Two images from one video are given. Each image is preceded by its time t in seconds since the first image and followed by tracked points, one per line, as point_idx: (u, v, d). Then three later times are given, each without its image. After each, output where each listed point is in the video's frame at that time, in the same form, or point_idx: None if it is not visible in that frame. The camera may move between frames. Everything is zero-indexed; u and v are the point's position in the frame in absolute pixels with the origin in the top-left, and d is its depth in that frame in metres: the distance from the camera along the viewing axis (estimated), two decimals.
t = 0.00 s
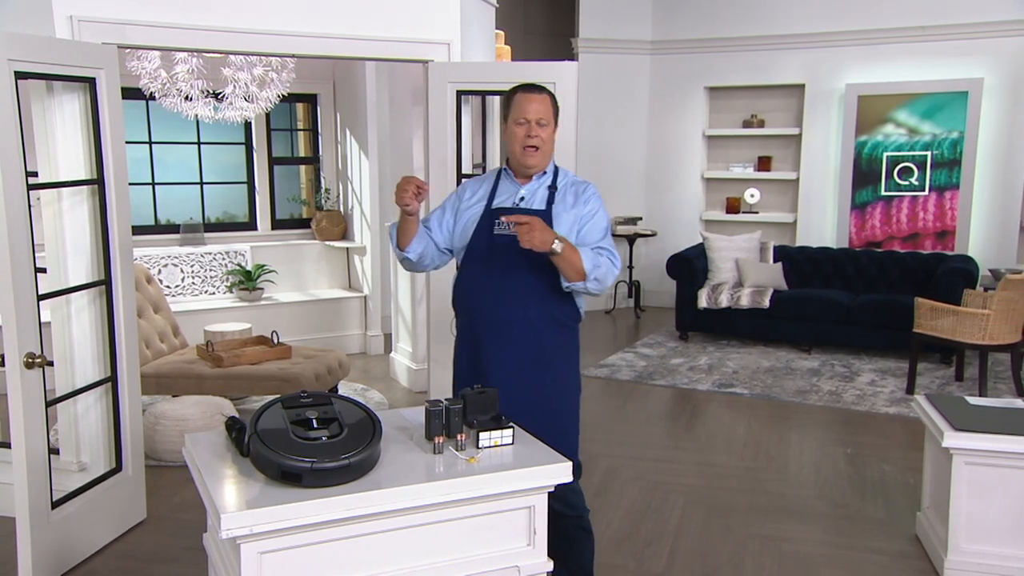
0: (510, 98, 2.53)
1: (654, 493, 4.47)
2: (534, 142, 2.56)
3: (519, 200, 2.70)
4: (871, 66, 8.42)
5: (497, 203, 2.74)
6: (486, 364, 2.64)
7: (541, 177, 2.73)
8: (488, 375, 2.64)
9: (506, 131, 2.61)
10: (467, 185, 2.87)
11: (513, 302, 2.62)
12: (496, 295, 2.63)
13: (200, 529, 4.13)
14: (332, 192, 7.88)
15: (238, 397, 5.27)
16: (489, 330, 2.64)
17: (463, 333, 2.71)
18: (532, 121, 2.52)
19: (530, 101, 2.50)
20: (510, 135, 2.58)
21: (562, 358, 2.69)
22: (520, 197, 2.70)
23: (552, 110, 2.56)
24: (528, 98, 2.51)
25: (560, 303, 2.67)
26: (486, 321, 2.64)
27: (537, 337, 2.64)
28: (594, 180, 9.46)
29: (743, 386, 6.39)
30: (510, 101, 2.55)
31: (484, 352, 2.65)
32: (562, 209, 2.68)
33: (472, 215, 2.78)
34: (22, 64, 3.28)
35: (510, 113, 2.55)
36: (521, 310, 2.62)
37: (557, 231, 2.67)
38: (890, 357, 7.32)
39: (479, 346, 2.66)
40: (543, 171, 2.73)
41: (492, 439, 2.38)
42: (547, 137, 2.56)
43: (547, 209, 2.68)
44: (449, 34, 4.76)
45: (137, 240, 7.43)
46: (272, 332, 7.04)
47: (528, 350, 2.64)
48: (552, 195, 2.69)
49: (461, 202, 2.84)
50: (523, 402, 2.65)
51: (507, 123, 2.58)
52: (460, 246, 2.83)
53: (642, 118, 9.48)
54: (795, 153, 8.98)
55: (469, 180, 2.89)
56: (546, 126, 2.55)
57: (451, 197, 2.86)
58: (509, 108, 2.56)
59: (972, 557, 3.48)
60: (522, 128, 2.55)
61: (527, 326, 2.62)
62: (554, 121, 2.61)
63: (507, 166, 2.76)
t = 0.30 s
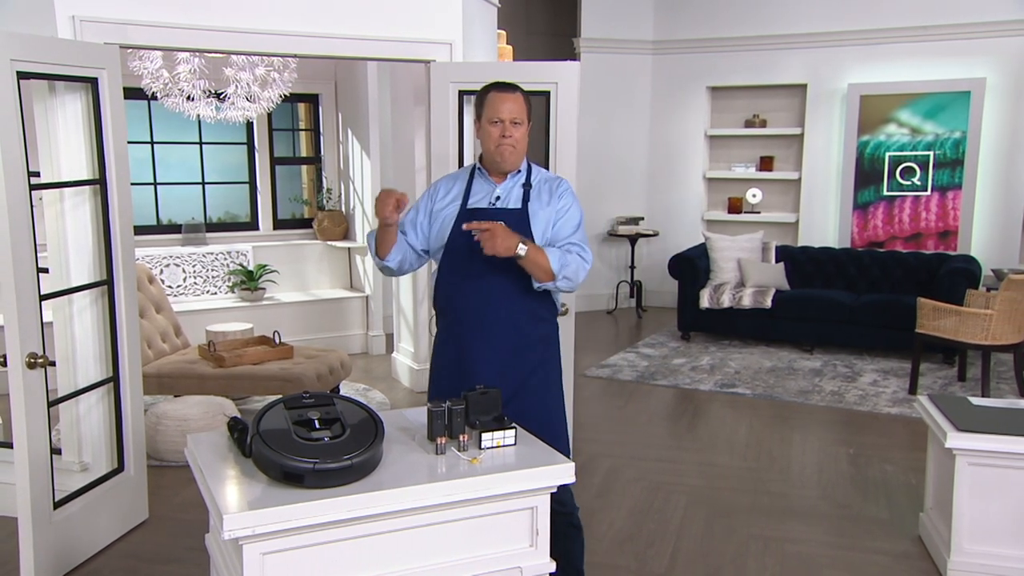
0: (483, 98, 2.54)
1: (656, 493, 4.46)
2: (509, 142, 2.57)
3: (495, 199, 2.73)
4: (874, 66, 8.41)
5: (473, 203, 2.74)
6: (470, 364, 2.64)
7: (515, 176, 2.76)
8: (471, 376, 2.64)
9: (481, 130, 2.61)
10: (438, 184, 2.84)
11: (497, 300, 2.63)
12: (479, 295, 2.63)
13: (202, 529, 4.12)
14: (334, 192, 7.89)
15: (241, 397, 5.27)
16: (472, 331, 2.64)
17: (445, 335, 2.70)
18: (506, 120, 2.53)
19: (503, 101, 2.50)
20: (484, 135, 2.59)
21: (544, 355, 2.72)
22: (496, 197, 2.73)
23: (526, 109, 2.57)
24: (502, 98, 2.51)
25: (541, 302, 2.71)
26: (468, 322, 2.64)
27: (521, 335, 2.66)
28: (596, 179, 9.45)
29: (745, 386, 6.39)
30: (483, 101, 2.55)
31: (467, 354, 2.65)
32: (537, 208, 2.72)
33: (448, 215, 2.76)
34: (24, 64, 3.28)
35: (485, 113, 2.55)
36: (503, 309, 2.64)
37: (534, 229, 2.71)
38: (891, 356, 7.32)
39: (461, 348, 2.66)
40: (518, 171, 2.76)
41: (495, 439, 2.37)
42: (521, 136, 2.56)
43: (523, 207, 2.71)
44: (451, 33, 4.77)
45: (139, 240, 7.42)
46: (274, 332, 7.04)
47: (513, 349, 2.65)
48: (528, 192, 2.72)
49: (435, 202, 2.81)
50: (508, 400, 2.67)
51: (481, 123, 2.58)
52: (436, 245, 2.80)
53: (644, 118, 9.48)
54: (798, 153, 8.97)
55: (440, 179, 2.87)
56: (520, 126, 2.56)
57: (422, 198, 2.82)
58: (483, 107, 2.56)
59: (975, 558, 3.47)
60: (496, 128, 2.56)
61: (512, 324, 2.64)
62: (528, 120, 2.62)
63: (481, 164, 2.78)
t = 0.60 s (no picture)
0: (475, 100, 2.52)
1: (659, 494, 4.45)
2: (503, 142, 2.56)
3: (491, 200, 2.72)
4: (876, 65, 8.39)
5: (469, 204, 2.73)
6: (468, 366, 2.64)
7: (511, 175, 2.74)
8: (469, 377, 2.64)
9: (474, 131, 2.60)
10: (432, 188, 2.84)
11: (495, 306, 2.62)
12: (475, 299, 2.62)
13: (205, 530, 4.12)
14: (336, 192, 7.88)
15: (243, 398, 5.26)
16: (470, 333, 2.63)
17: (443, 336, 2.69)
18: (500, 121, 2.52)
19: (496, 102, 2.49)
20: (477, 136, 2.58)
21: (543, 356, 2.72)
22: (493, 197, 2.72)
23: (518, 108, 2.56)
24: (494, 98, 2.50)
25: (540, 304, 2.69)
26: (466, 327, 2.63)
27: (521, 337, 2.66)
28: (599, 179, 9.44)
29: (747, 386, 6.38)
30: (475, 102, 2.54)
31: (465, 358, 2.64)
32: (535, 208, 2.71)
33: (444, 218, 2.75)
34: (26, 64, 3.27)
35: (477, 114, 2.54)
36: (502, 313, 2.63)
37: (531, 229, 2.70)
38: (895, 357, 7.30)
39: (459, 352, 2.65)
40: (514, 170, 2.74)
41: (497, 441, 2.37)
42: (515, 135, 2.56)
43: (521, 208, 2.69)
44: (454, 33, 4.77)
45: (142, 239, 7.42)
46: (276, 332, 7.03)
47: (512, 351, 2.65)
48: (525, 193, 2.71)
49: (431, 205, 2.81)
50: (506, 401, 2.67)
51: (473, 124, 2.57)
52: (434, 249, 2.80)
53: (647, 117, 9.47)
54: (800, 153, 8.96)
55: (436, 181, 2.86)
56: (513, 126, 2.55)
57: (418, 203, 2.82)
58: (475, 109, 2.55)
59: (979, 559, 3.46)
60: (490, 129, 2.55)
61: (511, 327, 2.64)
62: (521, 119, 2.61)
63: (475, 164, 2.76)
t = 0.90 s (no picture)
0: (485, 98, 2.52)
1: (659, 495, 4.44)
2: (512, 141, 2.55)
3: (498, 201, 2.69)
4: (878, 65, 8.37)
5: (475, 205, 2.71)
6: (470, 366, 2.64)
7: (519, 176, 2.71)
8: (471, 377, 2.63)
9: (484, 130, 2.60)
10: (439, 188, 2.82)
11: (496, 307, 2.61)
12: (477, 300, 2.61)
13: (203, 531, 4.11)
14: (336, 192, 7.88)
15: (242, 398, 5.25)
16: (472, 334, 2.63)
17: (446, 335, 2.69)
18: (509, 121, 2.51)
19: (506, 101, 2.49)
20: (487, 136, 2.57)
21: (547, 358, 2.70)
22: (500, 198, 2.69)
23: (529, 108, 2.55)
24: (505, 97, 2.50)
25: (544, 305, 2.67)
26: (468, 327, 2.63)
27: (523, 340, 2.64)
28: (600, 179, 9.43)
29: (748, 387, 6.37)
30: (486, 101, 2.54)
31: (466, 358, 2.64)
32: (542, 210, 2.69)
33: (450, 218, 2.75)
34: (23, 63, 3.26)
35: (487, 113, 2.54)
36: (505, 315, 2.61)
37: (538, 232, 2.68)
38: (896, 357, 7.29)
39: (461, 352, 2.65)
40: (522, 171, 2.72)
41: (496, 442, 2.36)
42: (525, 136, 2.55)
43: (528, 210, 2.66)
44: (454, 33, 4.75)
45: (142, 239, 7.41)
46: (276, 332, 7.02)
47: (514, 353, 2.64)
48: (533, 194, 2.68)
49: (437, 206, 2.80)
50: (509, 402, 2.66)
51: (483, 123, 2.57)
52: (441, 249, 2.79)
53: (648, 117, 9.45)
54: (802, 153, 8.94)
55: (442, 181, 2.85)
56: (523, 125, 2.55)
57: (424, 204, 2.81)
58: (485, 107, 2.54)
59: (981, 561, 3.45)
60: (499, 128, 2.55)
61: (513, 329, 2.62)
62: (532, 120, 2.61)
63: (484, 164, 2.74)
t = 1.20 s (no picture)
0: (495, 97, 2.50)
1: (657, 496, 4.42)
2: (522, 140, 2.54)
3: (507, 201, 2.69)
4: (877, 65, 8.35)
5: (484, 204, 2.70)
6: (471, 367, 2.62)
7: (529, 176, 2.71)
8: (473, 377, 2.62)
9: (494, 128, 2.58)
10: (448, 186, 2.81)
11: (502, 307, 2.59)
12: (482, 300, 2.61)
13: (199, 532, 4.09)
14: (334, 191, 7.86)
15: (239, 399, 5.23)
16: (475, 334, 2.62)
17: (449, 334, 2.68)
18: (519, 119, 2.49)
19: (516, 99, 2.47)
20: (497, 134, 2.56)
21: (550, 360, 2.69)
22: (509, 198, 2.69)
23: (539, 105, 2.53)
24: (514, 95, 2.48)
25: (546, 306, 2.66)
26: (472, 329, 2.62)
27: (527, 341, 2.64)
28: (598, 179, 9.41)
29: (747, 387, 6.36)
30: (496, 98, 2.52)
31: (469, 360, 2.63)
32: (550, 211, 2.67)
33: (458, 216, 2.74)
34: (16, 62, 3.24)
35: (497, 111, 2.52)
36: (509, 317, 2.60)
37: (546, 233, 2.66)
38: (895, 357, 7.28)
39: (464, 353, 2.63)
40: (531, 171, 2.72)
41: (490, 443, 2.34)
42: (534, 134, 2.54)
43: (536, 210, 2.65)
44: (451, 32, 4.73)
45: (139, 239, 7.40)
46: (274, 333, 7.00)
47: (517, 353, 2.63)
48: (541, 194, 2.68)
49: (444, 203, 2.79)
50: (510, 405, 2.64)
51: (493, 121, 2.55)
52: (447, 248, 2.77)
53: (646, 117, 9.44)
54: (801, 153, 8.93)
55: (452, 179, 2.84)
56: (532, 124, 2.53)
57: (432, 202, 2.80)
58: (495, 105, 2.52)
59: (980, 562, 3.43)
60: (509, 126, 2.53)
61: (518, 330, 2.61)
62: (541, 117, 2.59)
63: (494, 164, 2.73)
